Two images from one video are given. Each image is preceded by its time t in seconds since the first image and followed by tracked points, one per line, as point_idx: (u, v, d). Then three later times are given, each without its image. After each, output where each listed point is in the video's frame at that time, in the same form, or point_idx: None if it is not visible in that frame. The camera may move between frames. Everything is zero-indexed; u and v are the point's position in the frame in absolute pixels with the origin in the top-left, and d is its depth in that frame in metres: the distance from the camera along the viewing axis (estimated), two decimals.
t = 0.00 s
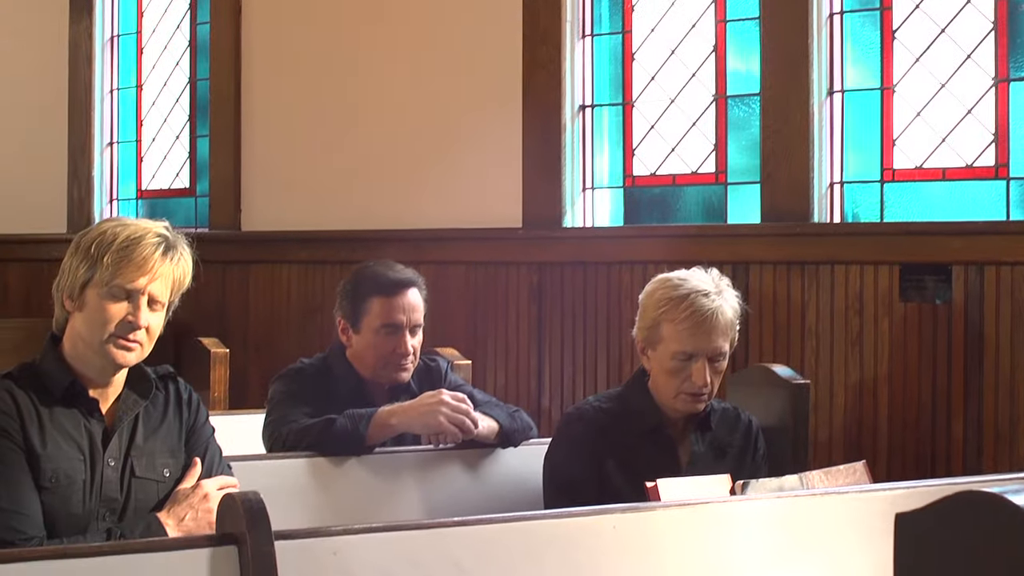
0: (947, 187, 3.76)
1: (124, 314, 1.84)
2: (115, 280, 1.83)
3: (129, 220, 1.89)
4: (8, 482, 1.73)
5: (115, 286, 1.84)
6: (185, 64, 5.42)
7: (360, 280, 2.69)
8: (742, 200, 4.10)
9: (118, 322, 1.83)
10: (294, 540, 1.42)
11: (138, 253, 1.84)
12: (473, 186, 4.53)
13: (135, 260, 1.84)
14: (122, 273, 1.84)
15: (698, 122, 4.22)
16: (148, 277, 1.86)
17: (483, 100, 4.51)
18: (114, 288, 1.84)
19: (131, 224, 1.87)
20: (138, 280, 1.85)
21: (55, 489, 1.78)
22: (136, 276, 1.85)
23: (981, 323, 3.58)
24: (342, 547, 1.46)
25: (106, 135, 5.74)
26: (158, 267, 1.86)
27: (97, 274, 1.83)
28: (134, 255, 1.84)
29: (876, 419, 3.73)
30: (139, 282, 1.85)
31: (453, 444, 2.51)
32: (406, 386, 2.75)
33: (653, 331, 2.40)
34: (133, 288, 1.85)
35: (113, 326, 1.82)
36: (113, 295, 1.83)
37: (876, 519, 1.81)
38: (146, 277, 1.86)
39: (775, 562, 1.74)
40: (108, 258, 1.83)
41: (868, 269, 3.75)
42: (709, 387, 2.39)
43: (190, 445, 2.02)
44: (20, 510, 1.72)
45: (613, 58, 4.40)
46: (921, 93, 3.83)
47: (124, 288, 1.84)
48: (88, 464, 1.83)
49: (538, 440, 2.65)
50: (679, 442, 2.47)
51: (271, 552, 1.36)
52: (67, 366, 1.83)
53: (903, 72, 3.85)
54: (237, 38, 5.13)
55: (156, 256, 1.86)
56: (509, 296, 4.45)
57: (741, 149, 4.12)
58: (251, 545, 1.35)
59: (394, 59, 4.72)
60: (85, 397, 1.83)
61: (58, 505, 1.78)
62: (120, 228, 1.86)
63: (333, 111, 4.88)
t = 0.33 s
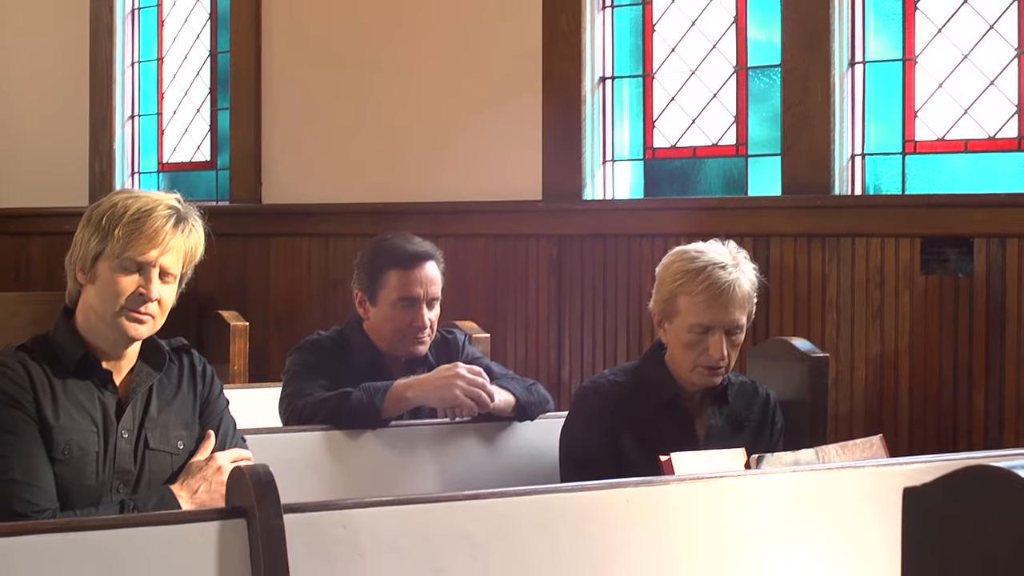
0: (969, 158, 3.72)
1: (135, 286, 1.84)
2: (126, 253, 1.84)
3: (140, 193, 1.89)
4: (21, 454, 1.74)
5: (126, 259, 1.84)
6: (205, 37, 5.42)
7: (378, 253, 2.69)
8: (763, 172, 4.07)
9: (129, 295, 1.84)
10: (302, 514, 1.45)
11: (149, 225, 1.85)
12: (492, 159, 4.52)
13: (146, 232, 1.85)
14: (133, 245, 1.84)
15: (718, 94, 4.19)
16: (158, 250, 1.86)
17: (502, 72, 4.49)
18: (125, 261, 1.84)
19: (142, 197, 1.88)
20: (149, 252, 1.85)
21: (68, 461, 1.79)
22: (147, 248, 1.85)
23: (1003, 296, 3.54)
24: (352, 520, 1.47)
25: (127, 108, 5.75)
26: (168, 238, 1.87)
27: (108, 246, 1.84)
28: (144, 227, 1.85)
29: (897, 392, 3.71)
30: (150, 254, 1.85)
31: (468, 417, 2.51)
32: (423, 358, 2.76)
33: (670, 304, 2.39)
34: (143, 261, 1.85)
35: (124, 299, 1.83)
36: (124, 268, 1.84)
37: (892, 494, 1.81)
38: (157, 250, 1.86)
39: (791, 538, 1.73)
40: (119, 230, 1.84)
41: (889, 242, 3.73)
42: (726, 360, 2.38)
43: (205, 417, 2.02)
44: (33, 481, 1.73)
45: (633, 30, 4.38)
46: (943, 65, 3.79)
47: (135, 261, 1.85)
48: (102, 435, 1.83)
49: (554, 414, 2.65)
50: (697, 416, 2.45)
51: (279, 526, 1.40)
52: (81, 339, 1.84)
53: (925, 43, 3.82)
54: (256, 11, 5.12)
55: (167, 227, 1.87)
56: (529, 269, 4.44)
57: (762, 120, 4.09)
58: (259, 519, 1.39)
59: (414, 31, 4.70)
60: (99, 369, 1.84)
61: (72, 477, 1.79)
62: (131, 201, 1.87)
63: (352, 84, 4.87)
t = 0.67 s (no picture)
0: (993, 144, 3.69)
1: (142, 271, 1.84)
2: (134, 237, 1.85)
3: (152, 178, 1.90)
4: (36, 440, 1.75)
5: (134, 243, 1.85)
6: (227, 23, 5.42)
7: (396, 238, 2.69)
8: (786, 158, 4.04)
9: (136, 279, 1.84)
10: (314, 501, 1.45)
11: (157, 208, 1.85)
12: (513, 145, 4.51)
13: (153, 216, 1.85)
14: (141, 229, 1.85)
15: (740, 79, 4.17)
16: (166, 234, 1.86)
17: (523, 58, 4.48)
18: (133, 245, 1.85)
19: (153, 181, 1.89)
20: (157, 236, 1.85)
21: (83, 447, 1.80)
22: (155, 232, 1.85)
23: None
24: (364, 508, 1.48)
25: (149, 95, 5.77)
26: (177, 222, 1.87)
27: (117, 230, 1.85)
28: (153, 211, 1.85)
29: (919, 379, 3.68)
30: (157, 238, 1.86)
31: (486, 405, 2.51)
32: (440, 345, 2.75)
33: (688, 291, 2.38)
34: (151, 245, 1.85)
35: (131, 282, 1.83)
36: (132, 252, 1.85)
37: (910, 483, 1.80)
38: (165, 234, 1.86)
39: (807, 527, 1.72)
40: (127, 214, 1.85)
41: (912, 228, 3.70)
42: (745, 347, 2.37)
43: (220, 404, 2.02)
44: (48, 468, 1.75)
45: (654, 15, 4.37)
46: (967, 49, 3.75)
47: (143, 245, 1.85)
48: (116, 422, 1.84)
49: (573, 401, 2.64)
50: (715, 405, 2.45)
51: (290, 512, 1.41)
52: (94, 325, 1.85)
53: (948, 27, 3.78)
54: None
55: (175, 211, 1.87)
56: (550, 256, 4.43)
57: (784, 106, 4.06)
58: (270, 505, 1.40)
59: (435, 17, 4.70)
60: (112, 354, 1.84)
61: (86, 464, 1.81)
62: (141, 185, 1.88)
63: (373, 70, 4.87)
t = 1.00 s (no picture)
0: (1021, 131, 3.65)
1: (160, 259, 1.85)
2: (152, 225, 1.85)
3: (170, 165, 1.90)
4: (54, 428, 1.76)
5: (152, 231, 1.85)
6: (253, 11, 5.43)
7: (419, 227, 2.69)
8: (812, 145, 4.02)
9: (154, 268, 1.84)
10: (329, 490, 1.46)
11: (175, 197, 1.85)
12: (537, 133, 4.50)
13: (172, 204, 1.85)
14: (159, 218, 1.85)
15: (766, 66, 4.15)
16: (185, 222, 1.86)
17: (547, 45, 4.47)
18: (151, 233, 1.85)
19: (171, 168, 1.88)
20: (175, 225, 1.86)
21: (102, 436, 1.82)
22: (173, 221, 1.85)
23: None
24: (379, 496, 1.48)
25: (176, 83, 5.79)
26: (195, 211, 1.87)
27: (136, 218, 1.85)
28: (171, 200, 1.85)
29: (945, 369, 3.65)
30: (175, 227, 1.86)
31: (508, 393, 2.51)
32: (462, 334, 2.76)
33: (711, 279, 2.37)
34: (170, 234, 1.86)
35: (149, 271, 1.84)
36: (150, 241, 1.85)
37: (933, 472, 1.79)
38: (183, 223, 1.86)
39: (829, 516, 1.72)
40: (146, 202, 1.85)
41: (939, 216, 3.67)
42: (768, 336, 2.36)
43: (241, 391, 2.03)
44: (66, 455, 1.76)
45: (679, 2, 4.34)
46: (995, 35, 3.72)
47: (161, 234, 1.85)
48: (136, 409, 1.86)
49: (596, 390, 2.64)
50: (738, 393, 2.44)
51: (304, 502, 1.41)
52: (114, 313, 1.86)
53: (976, 13, 3.75)
54: None
55: (194, 199, 1.87)
56: (575, 244, 4.42)
57: (810, 93, 4.03)
58: (285, 495, 1.41)
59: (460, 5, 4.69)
60: (131, 342, 1.86)
61: (106, 452, 1.82)
62: (159, 172, 1.88)
63: (398, 58, 4.88)
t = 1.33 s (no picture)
0: None
1: (174, 251, 1.85)
2: (166, 216, 1.85)
3: (185, 155, 1.90)
4: (67, 417, 1.78)
5: (166, 222, 1.85)
6: None
7: (436, 216, 2.68)
8: (832, 133, 3.99)
9: (168, 259, 1.85)
10: (338, 479, 1.46)
11: (190, 188, 1.85)
12: (555, 121, 4.49)
13: (187, 196, 1.85)
14: (174, 209, 1.85)
15: (786, 54, 4.13)
16: (199, 214, 1.86)
17: (565, 33, 4.45)
18: (166, 224, 1.85)
19: (186, 158, 1.88)
20: (190, 217, 1.86)
21: (115, 425, 1.83)
22: (188, 212, 1.85)
23: None
24: (389, 486, 1.48)
25: (196, 72, 5.82)
26: (209, 202, 1.87)
27: (150, 209, 1.85)
28: (186, 191, 1.85)
29: (965, 358, 3.63)
30: (190, 219, 1.86)
31: (524, 381, 2.51)
32: (477, 323, 2.76)
33: (727, 268, 2.36)
34: (184, 225, 1.86)
35: (163, 263, 1.84)
36: (164, 232, 1.85)
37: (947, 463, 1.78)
38: (197, 215, 1.86)
39: (843, 506, 1.71)
40: (160, 193, 1.85)
41: (959, 204, 3.64)
42: (784, 325, 2.35)
43: (253, 379, 2.04)
44: (79, 444, 1.77)
45: None
46: (1016, 22, 3.68)
47: (176, 225, 1.85)
48: (148, 398, 1.87)
49: (612, 378, 2.64)
50: (753, 382, 2.43)
51: (313, 491, 1.41)
52: (126, 301, 1.87)
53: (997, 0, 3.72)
54: None
55: (208, 190, 1.87)
56: (594, 232, 4.42)
57: (830, 81, 4.01)
58: (293, 484, 1.41)
59: None
60: (144, 331, 1.87)
61: (118, 441, 1.84)
62: (174, 162, 1.87)
63: (417, 46, 4.88)
